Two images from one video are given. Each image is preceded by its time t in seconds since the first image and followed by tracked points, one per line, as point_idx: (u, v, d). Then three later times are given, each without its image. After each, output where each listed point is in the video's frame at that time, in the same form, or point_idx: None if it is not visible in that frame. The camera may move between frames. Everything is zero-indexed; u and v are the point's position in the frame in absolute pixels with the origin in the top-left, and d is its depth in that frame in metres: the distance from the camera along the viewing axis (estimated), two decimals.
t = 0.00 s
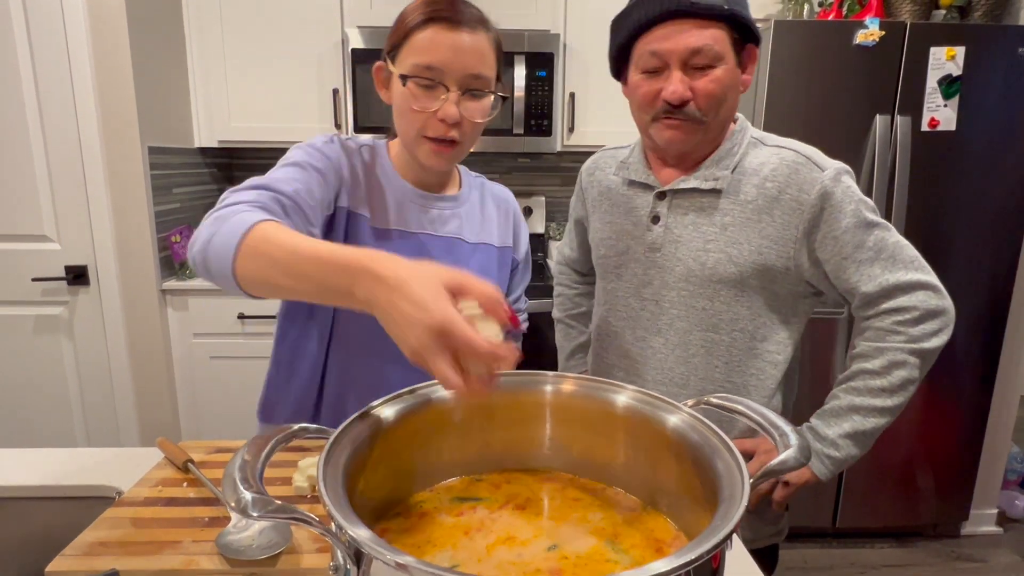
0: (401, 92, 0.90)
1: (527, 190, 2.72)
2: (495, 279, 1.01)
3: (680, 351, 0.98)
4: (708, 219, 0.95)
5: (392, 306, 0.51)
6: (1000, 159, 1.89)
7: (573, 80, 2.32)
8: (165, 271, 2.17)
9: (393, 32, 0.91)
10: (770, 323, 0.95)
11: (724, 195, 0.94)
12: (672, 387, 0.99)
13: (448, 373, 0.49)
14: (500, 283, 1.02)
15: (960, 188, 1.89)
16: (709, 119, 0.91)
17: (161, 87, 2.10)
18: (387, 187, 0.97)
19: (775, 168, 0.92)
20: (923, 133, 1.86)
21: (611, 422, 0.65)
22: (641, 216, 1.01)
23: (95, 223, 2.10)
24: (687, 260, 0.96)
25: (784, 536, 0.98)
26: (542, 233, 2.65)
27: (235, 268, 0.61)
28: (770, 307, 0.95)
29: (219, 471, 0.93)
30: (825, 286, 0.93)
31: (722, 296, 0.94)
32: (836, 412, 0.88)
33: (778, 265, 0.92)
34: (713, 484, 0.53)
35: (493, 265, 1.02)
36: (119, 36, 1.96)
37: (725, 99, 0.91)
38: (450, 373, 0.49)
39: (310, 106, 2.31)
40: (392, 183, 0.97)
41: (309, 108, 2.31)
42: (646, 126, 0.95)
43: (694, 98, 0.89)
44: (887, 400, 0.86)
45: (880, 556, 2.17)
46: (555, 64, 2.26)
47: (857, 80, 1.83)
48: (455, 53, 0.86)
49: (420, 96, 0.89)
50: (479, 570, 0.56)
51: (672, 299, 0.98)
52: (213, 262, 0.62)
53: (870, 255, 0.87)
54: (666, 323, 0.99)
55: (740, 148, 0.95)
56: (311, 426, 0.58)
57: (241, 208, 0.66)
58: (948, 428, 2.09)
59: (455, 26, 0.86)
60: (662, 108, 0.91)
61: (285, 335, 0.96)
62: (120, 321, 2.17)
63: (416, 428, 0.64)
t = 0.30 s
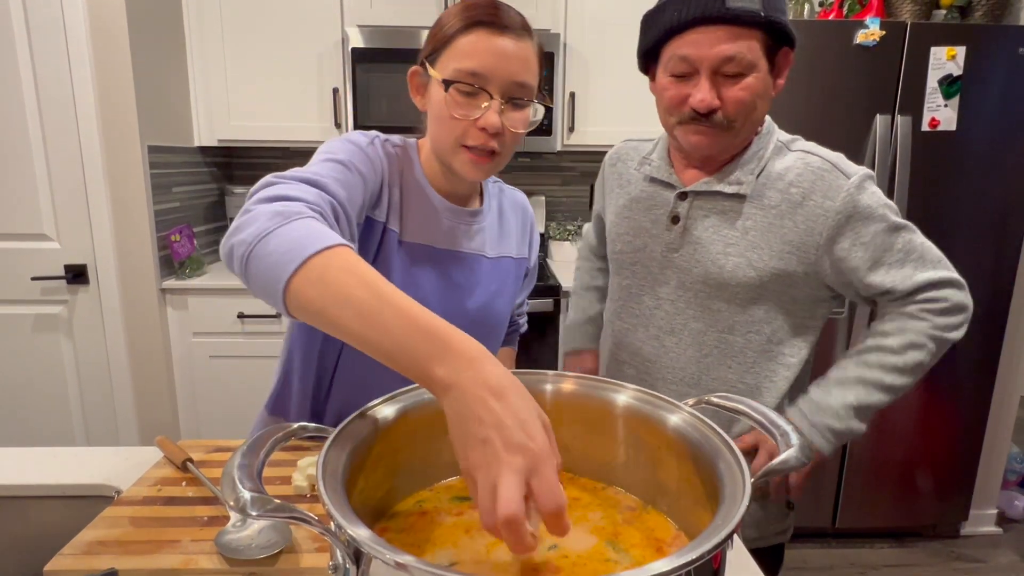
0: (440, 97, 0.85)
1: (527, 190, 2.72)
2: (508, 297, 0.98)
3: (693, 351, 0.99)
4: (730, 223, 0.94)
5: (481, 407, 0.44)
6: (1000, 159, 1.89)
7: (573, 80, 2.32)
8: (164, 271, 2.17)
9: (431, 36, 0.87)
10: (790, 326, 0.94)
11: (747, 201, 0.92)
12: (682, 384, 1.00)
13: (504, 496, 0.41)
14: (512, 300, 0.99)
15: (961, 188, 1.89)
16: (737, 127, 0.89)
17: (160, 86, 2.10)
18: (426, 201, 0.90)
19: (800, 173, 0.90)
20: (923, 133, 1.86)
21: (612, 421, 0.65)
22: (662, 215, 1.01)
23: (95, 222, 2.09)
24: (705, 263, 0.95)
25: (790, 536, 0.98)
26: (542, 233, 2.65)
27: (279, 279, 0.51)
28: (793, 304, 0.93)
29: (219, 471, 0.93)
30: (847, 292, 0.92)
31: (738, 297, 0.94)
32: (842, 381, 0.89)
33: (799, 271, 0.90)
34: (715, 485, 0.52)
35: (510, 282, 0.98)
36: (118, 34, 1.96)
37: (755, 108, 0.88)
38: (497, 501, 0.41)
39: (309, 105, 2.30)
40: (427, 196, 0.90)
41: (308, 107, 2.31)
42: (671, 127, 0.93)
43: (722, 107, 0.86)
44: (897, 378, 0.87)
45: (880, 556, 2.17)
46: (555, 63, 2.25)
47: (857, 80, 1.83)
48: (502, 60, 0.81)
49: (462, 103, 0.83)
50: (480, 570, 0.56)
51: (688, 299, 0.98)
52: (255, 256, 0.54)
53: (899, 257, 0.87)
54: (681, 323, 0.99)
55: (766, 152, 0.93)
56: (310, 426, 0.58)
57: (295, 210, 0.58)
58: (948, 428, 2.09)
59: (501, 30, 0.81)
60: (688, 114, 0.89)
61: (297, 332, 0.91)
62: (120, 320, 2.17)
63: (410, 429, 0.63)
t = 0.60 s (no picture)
0: (450, 103, 0.84)
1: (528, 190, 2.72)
2: (513, 302, 0.97)
3: (698, 337, 0.94)
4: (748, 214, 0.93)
5: (496, 422, 0.43)
6: (1001, 160, 1.89)
7: (573, 80, 2.32)
8: (164, 270, 2.17)
9: (440, 40, 0.87)
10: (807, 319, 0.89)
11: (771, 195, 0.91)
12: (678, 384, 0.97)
13: (542, 509, 0.39)
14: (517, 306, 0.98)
15: (962, 188, 1.89)
16: (738, 157, 0.89)
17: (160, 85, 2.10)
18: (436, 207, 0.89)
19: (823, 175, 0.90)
20: (924, 133, 1.86)
21: (612, 420, 0.65)
22: (681, 201, 1.00)
23: (95, 221, 2.09)
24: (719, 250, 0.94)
25: (788, 537, 0.97)
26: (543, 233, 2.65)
27: (289, 283, 0.51)
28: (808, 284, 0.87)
29: (218, 470, 0.92)
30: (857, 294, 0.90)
31: (748, 287, 0.91)
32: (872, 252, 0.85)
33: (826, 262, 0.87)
34: (715, 485, 0.52)
35: (518, 286, 0.98)
36: (119, 34, 1.96)
37: (756, 139, 0.87)
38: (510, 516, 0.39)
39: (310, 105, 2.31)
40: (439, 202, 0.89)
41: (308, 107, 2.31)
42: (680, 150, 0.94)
43: (720, 143, 0.86)
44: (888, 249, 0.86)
45: (880, 556, 2.17)
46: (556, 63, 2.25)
47: (857, 80, 1.83)
48: (514, 63, 0.80)
49: (473, 109, 0.83)
50: (478, 568, 0.56)
51: (698, 285, 0.96)
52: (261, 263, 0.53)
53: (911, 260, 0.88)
54: (689, 308, 0.96)
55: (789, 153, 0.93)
56: (309, 425, 0.58)
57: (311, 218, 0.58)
58: (948, 429, 2.09)
59: (513, 32, 0.80)
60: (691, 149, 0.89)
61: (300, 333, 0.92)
62: (120, 319, 2.17)
63: (413, 428, 0.63)
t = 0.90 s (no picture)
0: (442, 104, 0.84)
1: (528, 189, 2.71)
2: (513, 299, 0.97)
3: (707, 326, 0.95)
4: (758, 208, 0.92)
5: (464, 344, 0.42)
6: (1002, 160, 1.88)
7: (574, 80, 2.32)
8: (164, 269, 2.17)
9: (435, 37, 0.87)
10: (818, 305, 0.88)
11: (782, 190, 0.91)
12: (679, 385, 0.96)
13: (513, 418, 0.41)
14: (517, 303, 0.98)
15: (962, 188, 1.89)
16: (737, 151, 0.88)
17: (161, 84, 2.10)
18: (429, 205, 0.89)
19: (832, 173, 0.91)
20: (924, 133, 1.85)
21: (612, 420, 0.65)
22: (693, 195, 1.00)
23: (96, 221, 2.09)
24: (729, 242, 0.93)
25: (792, 532, 0.97)
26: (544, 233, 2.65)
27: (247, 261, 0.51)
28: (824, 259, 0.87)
29: (217, 470, 0.92)
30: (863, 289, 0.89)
31: (758, 278, 0.91)
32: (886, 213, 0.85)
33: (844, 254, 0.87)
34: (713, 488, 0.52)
35: (517, 283, 0.98)
36: (119, 33, 1.96)
37: (753, 132, 0.86)
38: (489, 438, 0.41)
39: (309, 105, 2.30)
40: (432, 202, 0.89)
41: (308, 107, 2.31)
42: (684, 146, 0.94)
43: (716, 134, 0.86)
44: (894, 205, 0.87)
45: (880, 557, 2.17)
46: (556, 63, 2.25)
47: (857, 80, 1.83)
48: (504, 63, 0.80)
49: (464, 110, 0.83)
50: (473, 569, 0.56)
51: (710, 277, 0.96)
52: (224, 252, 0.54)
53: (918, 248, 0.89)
54: (698, 300, 0.96)
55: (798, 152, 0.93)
56: (307, 425, 0.58)
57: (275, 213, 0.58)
58: (949, 429, 2.09)
59: (504, 33, 0.80)
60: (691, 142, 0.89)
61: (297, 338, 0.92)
62: (120, 319, 2.17)
63: (412, 428, 0.63)
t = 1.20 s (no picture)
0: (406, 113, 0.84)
1: (529, 189, 2.72)
2: (503, 289, 0.96)
3: (708, 328, 0.94)
4: (759, 208, 0.92)
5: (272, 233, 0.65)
6: (1003, 161, 1.88)
7: (575, 80, 2.32)
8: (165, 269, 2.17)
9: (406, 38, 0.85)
10: (821, 319, 0.87)
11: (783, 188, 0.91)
12: (680, 384, 0.96)
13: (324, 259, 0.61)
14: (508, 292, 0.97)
15: (964, 188, 1.89)
16: (754, 129, 0.85)
17: (162, 84, 2.10)
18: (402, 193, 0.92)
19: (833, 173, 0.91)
20: (926, 134, 1.85)
21: (613, 421, 0.65)
22: (695, 196, 1.00)
23: (97, 221, 2.10)
24: (731, 242, 0.94)
25: (788, 540, 0.97)
26: (545, 233, 2.65)
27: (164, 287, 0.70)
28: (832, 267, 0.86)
29: (219, 469, 0.92)
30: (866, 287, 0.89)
31: (760, 278, 0.91)
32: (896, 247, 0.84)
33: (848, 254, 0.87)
34: (714, 485, 0.53)
35: (505, 273, 0.97)
36: (122, 32, 1.97)
37: (769, 112, 0.85)
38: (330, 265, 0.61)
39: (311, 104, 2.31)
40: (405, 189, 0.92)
41: (310, 107, 2.31)
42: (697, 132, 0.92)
43: (732, 111, 0.84)
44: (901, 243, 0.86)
45: (880, 557, 2.17)
46: (558, 63, 2.25)
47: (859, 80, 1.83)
48: (457, 78, 0.78)
49: (423, 121, 0.82)
50: (474, 567, 0.56)
51: (711, 276, 0.95)
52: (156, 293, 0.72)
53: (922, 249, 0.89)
54: (701, 300, 0.95)
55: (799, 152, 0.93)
56: (310, 424, 0.58)
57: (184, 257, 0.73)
58: (949, 430, 2.09)
59: (461, 47, 0.78)
60: (705, 122, 0.87)
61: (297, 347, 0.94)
62: (122, 318, 2.17)
63: (413, 428, 0.63)
